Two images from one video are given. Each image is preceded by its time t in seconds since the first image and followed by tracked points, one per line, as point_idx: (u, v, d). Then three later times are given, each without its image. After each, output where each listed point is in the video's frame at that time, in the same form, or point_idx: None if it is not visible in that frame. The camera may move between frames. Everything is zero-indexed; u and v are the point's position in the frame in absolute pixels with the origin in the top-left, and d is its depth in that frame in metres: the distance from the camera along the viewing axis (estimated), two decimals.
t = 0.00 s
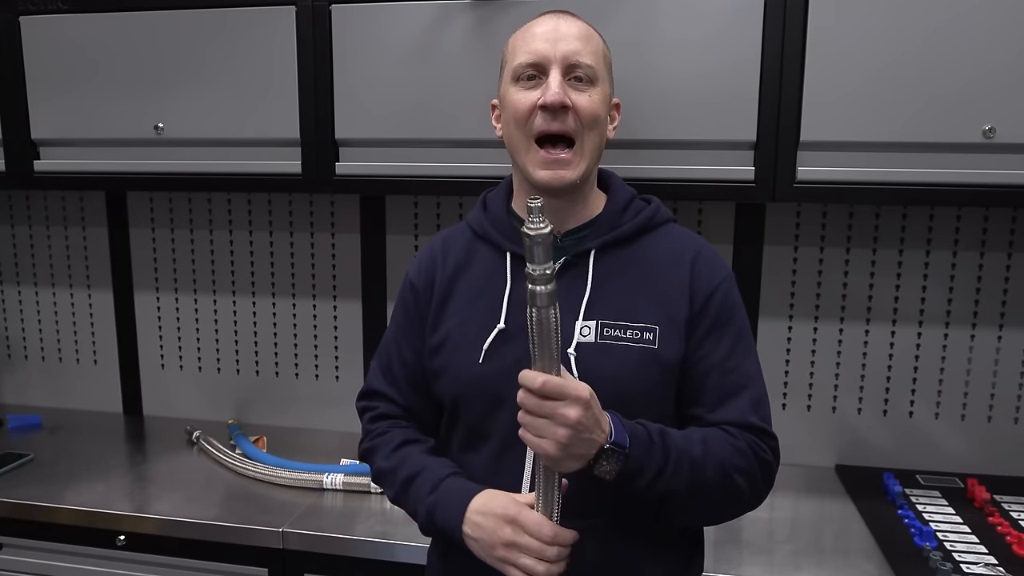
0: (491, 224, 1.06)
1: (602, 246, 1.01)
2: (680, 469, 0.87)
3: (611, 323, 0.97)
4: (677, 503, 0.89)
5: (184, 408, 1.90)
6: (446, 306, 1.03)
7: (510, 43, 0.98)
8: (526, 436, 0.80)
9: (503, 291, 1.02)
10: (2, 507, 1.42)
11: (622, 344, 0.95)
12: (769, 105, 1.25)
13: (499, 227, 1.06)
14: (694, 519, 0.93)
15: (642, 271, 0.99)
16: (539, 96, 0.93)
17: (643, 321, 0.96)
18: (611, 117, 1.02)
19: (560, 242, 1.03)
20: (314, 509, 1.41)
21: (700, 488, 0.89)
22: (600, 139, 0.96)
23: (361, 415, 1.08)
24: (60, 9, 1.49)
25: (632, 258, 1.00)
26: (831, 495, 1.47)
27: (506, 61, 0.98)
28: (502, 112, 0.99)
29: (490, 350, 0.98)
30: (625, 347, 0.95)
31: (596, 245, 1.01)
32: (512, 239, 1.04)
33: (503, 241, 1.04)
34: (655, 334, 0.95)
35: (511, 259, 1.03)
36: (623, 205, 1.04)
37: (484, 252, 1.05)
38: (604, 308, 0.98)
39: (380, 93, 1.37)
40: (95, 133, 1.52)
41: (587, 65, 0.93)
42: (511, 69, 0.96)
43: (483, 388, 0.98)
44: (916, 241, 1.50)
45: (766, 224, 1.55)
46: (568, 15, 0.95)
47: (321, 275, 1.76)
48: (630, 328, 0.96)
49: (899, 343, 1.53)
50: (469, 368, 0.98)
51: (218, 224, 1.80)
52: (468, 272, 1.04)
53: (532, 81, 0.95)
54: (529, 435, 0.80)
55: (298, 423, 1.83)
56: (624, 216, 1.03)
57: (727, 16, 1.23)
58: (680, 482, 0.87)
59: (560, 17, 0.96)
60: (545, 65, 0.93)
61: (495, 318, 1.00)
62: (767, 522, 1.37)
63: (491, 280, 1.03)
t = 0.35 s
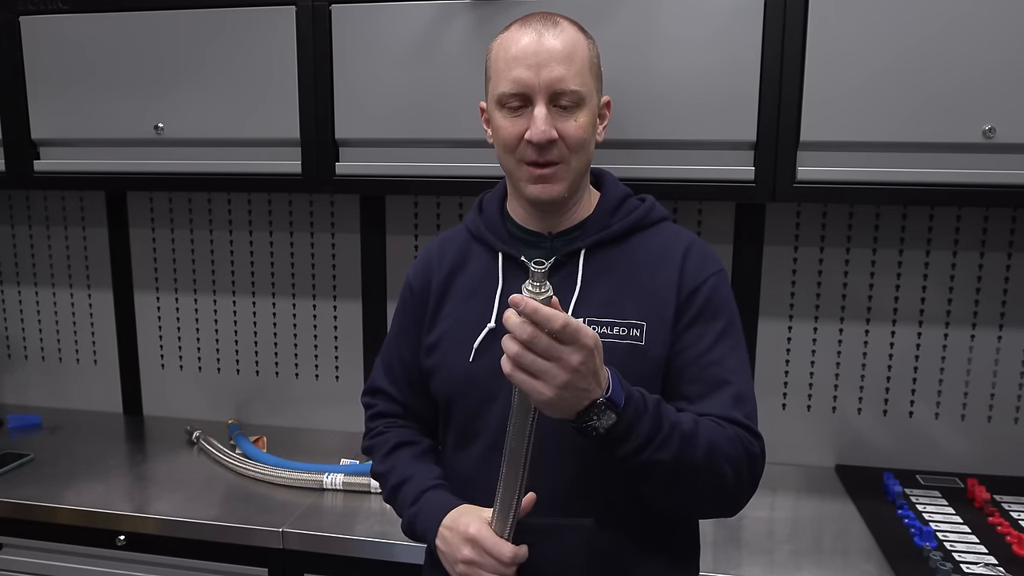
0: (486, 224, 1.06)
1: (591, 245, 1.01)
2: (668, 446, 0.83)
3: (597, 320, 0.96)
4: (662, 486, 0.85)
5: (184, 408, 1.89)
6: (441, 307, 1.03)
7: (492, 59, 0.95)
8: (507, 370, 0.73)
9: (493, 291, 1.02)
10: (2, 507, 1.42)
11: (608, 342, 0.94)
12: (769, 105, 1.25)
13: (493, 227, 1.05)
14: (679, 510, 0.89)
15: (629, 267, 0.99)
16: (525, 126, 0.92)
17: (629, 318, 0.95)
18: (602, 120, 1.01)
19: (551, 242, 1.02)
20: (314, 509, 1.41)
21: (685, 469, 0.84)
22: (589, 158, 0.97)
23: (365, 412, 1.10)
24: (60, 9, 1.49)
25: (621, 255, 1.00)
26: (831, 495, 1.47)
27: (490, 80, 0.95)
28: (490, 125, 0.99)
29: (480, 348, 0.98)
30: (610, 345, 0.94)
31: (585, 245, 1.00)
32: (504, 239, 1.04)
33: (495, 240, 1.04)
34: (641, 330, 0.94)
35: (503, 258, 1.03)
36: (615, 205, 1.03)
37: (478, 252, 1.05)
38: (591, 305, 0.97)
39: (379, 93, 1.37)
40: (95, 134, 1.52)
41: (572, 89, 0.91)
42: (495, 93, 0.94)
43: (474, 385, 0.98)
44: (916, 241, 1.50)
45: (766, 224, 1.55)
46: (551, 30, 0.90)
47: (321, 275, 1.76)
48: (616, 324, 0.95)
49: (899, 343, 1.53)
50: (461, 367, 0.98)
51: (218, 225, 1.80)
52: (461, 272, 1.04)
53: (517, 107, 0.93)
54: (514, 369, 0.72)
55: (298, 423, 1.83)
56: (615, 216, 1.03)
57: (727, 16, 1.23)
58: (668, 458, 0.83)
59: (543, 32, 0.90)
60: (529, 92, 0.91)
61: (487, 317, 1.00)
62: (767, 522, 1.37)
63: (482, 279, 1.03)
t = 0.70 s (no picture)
0: (481, 224, 1.06)
1: (585, 245, 1.00)
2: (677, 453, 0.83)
3: (590, 320, 0.95)
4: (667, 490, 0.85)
5: (183, 408, 1.89)
6: (436, 305, 1.04)
7: (494, 56, 0.95)
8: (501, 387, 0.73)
9: (486, 288, 1.02)
10: (2, 507, 1.42)
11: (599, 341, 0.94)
12: (769, 105, 1.25)
13: (488, 227, 1.05)
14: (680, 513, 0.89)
15: (623, 268, 0.98)
16: (521, 127, 0.93)
17: (621, 319, 0.95)
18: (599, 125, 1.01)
19: (545, 242, 1.02)
20: (314, 509, 1.41)
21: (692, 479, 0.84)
22: (583, 164, 0.97)
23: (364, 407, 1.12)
24: (60, 9, 1.49)
25: (615, 256, 1.00)
26: (831, 496, 1.47)
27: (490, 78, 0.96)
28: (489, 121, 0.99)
29: (473, 346, 0.99)
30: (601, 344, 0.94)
31: (579, 245, 1.00)
32: (499, 237, 1.04)
33: (488, 238, 1.04)
34: (632, 330, 0.94)
35: (497, 258, 1.03)
36: (610, 206, 1.03)
37: (472, 251, 1.06)
38: (584, 305, 0.97)
39: (379, 93, 1.37)
40: (95, 134, 1.52)
41: (570, 93, 0.91)
42: (494, 91, 0.94)
43: (467, 383, 0.98)
44: (916, 241, 1.50)
45: (766, 225, 1.55)
46: (554, 33, 0.90)
47: (321, 275, 1.76)
48: (608, 324, 0.94)
49: (900, 343, 1.53)
50: (454, 365, 0.99)
51: (218, 224, 1.80)
52: (455, 271, 1.05)
53: (515, 107, 0.93)
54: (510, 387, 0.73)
55: (297, 423, 1.83)
56: (609, 217, 1.02)
57: (726, 16, 1.23)
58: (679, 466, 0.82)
59: (544, 35, 0.90)
60: (527, 93, 0.91)
61: (479, 315, 1.00)
62: (767, 522, 1.37)
63: (475, 276, 1.03)
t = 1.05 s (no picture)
0: (494, 229, 1.06)
1: (597, 247, 1.00)
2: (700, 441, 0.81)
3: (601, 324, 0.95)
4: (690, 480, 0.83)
5: (184, 408, 1.89)
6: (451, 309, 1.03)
7: (511, 52, 1.01)
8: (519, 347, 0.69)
9: (500, 292, 1.01)
10: (2, 507, 1.42)
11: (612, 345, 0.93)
12: (769, 105, 1.25)
13: (501, 232, 1.05)
14: (697, 512, 0.87)
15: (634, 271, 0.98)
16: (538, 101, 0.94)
17: (634, 322, 0.94)
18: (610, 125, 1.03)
19: (558, 244, 1.02)
20: (314, 509, 1.41)
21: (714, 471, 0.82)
22: (598, 147, 0.96)
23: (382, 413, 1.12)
24: (60, 9, 1.49)
25: (626, 259, 1.00)
26: (831, 496, 1.47)
27: (507, 69, 1.00)
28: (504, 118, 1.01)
29: (484, 350, 0.97)
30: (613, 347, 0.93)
31: (590, 247, 1.00)
32: (512, 241, 1.04)
33: (501, 242, 1.04)
34: (644, 335, 0.93)
35: (510, 261, 1.02)
36: (623, 210, 1.03)
37: (486, 255, 1.05)
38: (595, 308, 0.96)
39: (379, 94, 1.37)
40: (95, 134, 1.52)
41: (586, 69, 0.95)
42: (512, 76, 0.98)
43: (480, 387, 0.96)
44: (916, 241, 1.50)
45: (766, 225, 1.55)
46: (568, 23, 0.98)
47: (321, 275, 1.76)
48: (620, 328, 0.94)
49: (899, 343, 1.53)
50: (465, 369, 0.97)
51: (218, 225, 1.80)
52: (468, 275, 1.04)
53: (531, 88, 0.97)
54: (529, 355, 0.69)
55: (297, 423, 1.83)
56: (621, 221, 1.02)
57: (726, 16, 1.23)
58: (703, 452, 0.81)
59: (559, 25, 0.98)
60: (544, 68, 0.95)
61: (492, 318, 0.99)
62: (767, 522, 1.37)
63: (488, 280, 1.02)
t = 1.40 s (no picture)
0: (526, 224, 1.05)
1: (638, 249, 0.99)
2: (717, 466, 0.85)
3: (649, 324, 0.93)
4: (709, 501, 0.88)
5: (184, 408, 1.89)
6: (485, 306, 1.01)
7: (551, 47, 1.01)
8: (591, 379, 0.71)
9: (539, 291, 1.01)
10: (2, 507, 1.42)
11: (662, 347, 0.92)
12: (769, 105, 1.25)
13: (534, 227, 1.04)
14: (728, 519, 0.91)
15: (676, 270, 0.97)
16: (582, 93, 0.94)
17: (681, 323, 0.93)
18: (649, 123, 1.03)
19: (597, 243, 1.01)
20: (314, 509, 1.41)
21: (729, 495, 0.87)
22: (639, 142, 0.96)
23: (393, 409, 1.09)
24: (60, 9, 1.49)
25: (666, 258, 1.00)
26: (831, 495, 1.47)
27: (547, 63, 1.00)
28: (542, 113, 1.00)
29: (527, 349, 0.97)
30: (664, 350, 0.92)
31: (632, 248, 0.99)
32: (549, 238, 1.03)
33: (539, 240, 1.03)
34: (692, 335, 0.92)
35: (547, 260, 1.02)
36: (659, 210, 1.02)
37: (520, 251, 1.04)
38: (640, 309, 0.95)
39: (380, 94, 1.37)
40: (95, 134, 1.52)
41: (629, 65, 0.95)
42: (553, 69, 0.98)
43: (523, 385, 0.96)
44: (916, 241, 1.50)
45: (766, 224, 1.55)
46: (611, 21, 0.98)
47: (321, 275, 1.76)
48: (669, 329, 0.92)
49: (899, 343, 1.53)
50: (506, 367, 0.97)
51: (218, 225, 1.80)
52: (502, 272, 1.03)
53: (573, 81, 0.96)
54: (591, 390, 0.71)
55: (297, 423, 1.83)
56: (659, 221, 1.01)
57: (727, 16, 1.23)
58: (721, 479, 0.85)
59: (601, 21, 0.98)
60: (587, 62, 0.95)
61: (535, 318, 0.99)
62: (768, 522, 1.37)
63: (526, 279, 1.02)
